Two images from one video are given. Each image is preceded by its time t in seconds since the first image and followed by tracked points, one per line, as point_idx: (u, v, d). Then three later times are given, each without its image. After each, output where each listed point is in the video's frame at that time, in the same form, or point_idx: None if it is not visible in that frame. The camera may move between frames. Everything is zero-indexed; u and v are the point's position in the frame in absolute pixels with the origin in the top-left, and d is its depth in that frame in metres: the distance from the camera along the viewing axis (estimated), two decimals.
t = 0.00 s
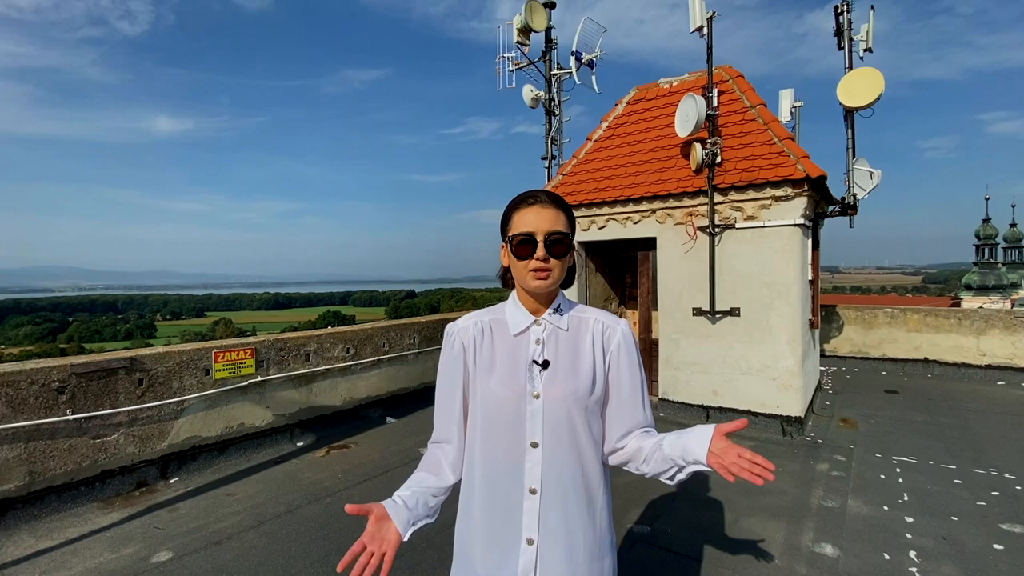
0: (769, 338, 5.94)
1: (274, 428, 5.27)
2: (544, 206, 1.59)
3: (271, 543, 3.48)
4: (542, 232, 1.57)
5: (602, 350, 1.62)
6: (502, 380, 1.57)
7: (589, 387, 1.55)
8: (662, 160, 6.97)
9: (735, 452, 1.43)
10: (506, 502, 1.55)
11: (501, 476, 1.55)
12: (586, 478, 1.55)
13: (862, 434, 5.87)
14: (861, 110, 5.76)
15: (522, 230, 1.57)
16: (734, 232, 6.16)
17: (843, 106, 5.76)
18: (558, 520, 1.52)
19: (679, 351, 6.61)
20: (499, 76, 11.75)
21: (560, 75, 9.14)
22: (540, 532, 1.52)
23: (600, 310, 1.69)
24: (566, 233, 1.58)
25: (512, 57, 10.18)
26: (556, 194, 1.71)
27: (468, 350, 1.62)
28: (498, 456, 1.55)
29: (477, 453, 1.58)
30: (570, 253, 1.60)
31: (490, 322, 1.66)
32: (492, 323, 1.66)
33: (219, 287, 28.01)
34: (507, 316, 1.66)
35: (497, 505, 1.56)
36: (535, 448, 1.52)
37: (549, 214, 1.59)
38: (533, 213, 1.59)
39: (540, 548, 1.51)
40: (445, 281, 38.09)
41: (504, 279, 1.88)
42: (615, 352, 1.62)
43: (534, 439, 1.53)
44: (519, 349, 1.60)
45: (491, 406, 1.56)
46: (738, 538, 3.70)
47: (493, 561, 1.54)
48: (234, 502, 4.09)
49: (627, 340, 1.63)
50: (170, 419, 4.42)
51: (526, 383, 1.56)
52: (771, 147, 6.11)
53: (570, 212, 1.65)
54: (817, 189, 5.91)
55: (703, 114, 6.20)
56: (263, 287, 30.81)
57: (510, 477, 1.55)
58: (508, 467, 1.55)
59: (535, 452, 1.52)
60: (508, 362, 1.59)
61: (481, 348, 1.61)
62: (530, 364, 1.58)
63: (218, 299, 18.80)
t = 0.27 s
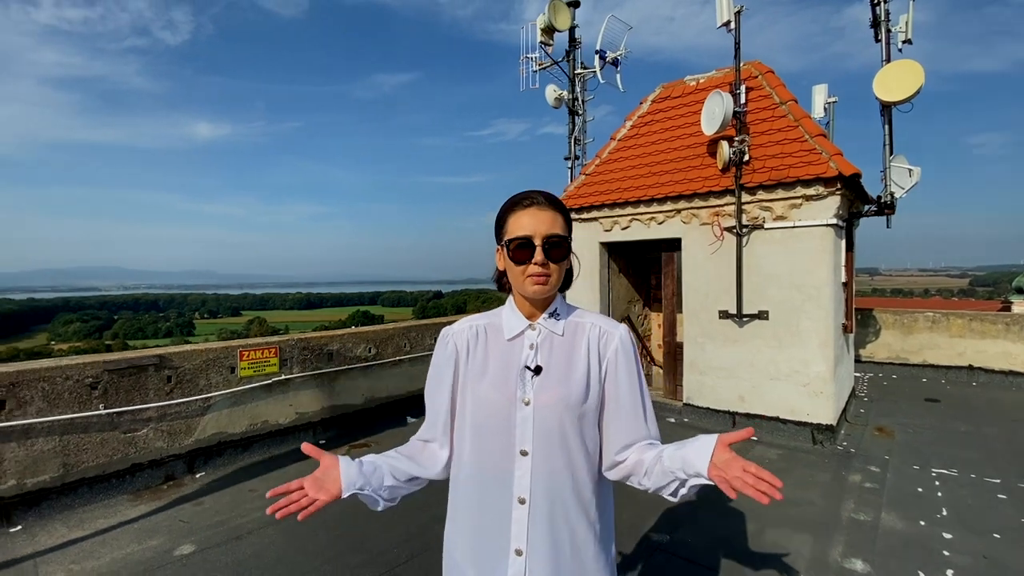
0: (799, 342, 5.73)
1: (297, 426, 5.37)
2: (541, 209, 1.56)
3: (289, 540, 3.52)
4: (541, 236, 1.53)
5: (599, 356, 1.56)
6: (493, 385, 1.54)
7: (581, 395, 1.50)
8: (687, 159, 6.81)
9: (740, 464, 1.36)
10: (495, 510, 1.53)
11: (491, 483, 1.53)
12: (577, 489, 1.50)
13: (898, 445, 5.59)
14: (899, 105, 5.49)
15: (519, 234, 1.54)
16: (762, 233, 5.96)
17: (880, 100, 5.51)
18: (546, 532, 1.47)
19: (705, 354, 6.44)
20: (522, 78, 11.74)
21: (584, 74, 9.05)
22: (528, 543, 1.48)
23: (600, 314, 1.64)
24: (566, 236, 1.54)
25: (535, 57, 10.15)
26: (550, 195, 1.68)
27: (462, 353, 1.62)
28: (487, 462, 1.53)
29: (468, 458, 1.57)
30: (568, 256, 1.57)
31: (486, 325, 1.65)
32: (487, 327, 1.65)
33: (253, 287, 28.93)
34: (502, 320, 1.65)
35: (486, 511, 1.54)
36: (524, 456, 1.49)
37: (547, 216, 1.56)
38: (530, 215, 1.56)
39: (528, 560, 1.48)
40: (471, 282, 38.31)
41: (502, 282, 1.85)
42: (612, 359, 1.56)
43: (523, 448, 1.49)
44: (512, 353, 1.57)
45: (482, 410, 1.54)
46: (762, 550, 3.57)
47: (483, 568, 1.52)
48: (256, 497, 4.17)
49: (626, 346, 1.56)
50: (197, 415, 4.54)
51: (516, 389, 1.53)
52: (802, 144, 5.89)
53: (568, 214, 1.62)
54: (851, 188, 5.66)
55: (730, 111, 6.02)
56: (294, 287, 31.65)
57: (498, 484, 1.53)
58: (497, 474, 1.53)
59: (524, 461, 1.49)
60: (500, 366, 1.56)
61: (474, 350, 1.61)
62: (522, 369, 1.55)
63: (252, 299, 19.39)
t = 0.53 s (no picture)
0: (832, 345, 5.49)
1: (319, 423, 5.45)
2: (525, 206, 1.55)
3: (307, 535, 3.57)
4: (524, 234, 1.53)
5: (588, 359, 1.56)
6: (480, 392, 1.53)
7: (570, 400, 1.50)
8: (714, 157, 6.63)
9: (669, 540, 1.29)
10: (483, 521, 1.51)
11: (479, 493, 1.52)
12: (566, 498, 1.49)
13: (939, 455, 5.29)
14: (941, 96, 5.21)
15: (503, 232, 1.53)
16: (792, 232, 5.73)
17: (920, 92, 5.23)
18: (536, 544, 1.46)
19: (731, 358, 6.25)
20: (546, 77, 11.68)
21: (608, 72, 8.93)
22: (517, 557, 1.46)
23: (589, 315, 1.64)
24: (551, 233, 1.54)
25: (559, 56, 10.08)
26: (533, 188, 1.66)
27: (446, 359, 1.61)
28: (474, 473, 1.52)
29: (454, 468, 1.56)
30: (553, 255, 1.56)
31: (471, 330, 1.64)
32: (472, 331, 1.62)
33: (286, 286, 29.76)
34: (487, 323, 1.63)
35: (474, 523, 1.52)
36: (512, 465, 1.49)
37: (531, 214, 1.55)
38: (513, 213, 1.55)
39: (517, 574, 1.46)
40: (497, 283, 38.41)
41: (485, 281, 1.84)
42: (602, 360, 1.56)
43: (512, 457, 1.49)
44: (498, 358, 1.56)
45: (467, 419, 1.53)
46: (786, 562, 3.43)
47: None
48: (277, 492, 4.25)
49: (615, 348, 1.57)
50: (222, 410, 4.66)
51: (504, 396, 1.52)
52: (835, 139, 5.66)
53: (552, 209, 1.61)
54: (889, 184, 5.40)
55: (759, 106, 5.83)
56: (325, 286, 32.38)
57: (486, 495, 1.51)
58: (485, 484, 1.51)
59: (513, 470, 1.48)
60: (487, 372, 1.56)
61: (458, 356, 1.60)
62: (509, 374, 1.54)
63: (284, 297, 19.91)
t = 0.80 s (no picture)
0: (866, 349, 5.27)
1: (342, 420, 5.53)
2: (502, 201, 1.55)
3: (327, 531, 3.62)
4: (504, 231, 1.53)
5: (570, 360, 1.56)
6: (457, 396, 1.51)
7: (552, 403, 1.49)
8: (741, 154, 6.45)
9: None
10: (460, 529, 1.50)
11: (456, 500, 1.50)
12: (547, 502, 1.48)
13: (982, 467, 5.02)
14: (984, 88, 4.95)
15: (481, 229, 1.53)
16: (824, 231, 5.53)
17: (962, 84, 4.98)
18: (514, 553, 1.46)
19: (759, 361, 6.07)
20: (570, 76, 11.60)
21: (632, 69, 8.81)
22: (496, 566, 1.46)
23: (571, 315, 1.63)
24: (531, 230, 1.54)
25: (583, 54, 9.99)
26: (514, 183, 1.66)
27: (422, 362, 1.58)
28: (451, 479, 1.50)
29: (431, 475, 1.54)
30: (534, 250, 1.56)
31: (449, 332, 1.63)
32: (450, 332, 1.63)
33: (316, 286, 30.41)
34: (467, 324, 1.64)
35: (450, 532, 1.51)
36: (490, 473, 1.49)
37: (510, 210, 1.54)
38: (492, 209, 1.54)
39: None
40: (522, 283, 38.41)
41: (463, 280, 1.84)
42: (584, 361, 1.56)
43: (489, 464, 1.49)
44: (478, 362, 1.56)
45: (443, 424, 1.51)
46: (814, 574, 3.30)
47: None
48: (299, 488, 4.32)
49: (598, 348, 1.57)
50: (247, 407, 4.77)
51: (482, 400, 1.51)
52: (870, 135, 5.43)
53: (533, 205, 1.61)
54: (928, 181, 5.15)
55: (789, 101, 5.64)
56: (353, 286, 32.91)
57: (463, 503, 1.50)
58: (463, 491, 1.50)
59: (491, 478, 1.48)
60: (465, 376, 1.54)
61: (436, 359, 1.58)
62: (487, 376, 1.53)
63: (314, 296, 20.33)
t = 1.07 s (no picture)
0: (898, 353, 5.08)
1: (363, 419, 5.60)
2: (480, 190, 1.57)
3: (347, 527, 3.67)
4: (483, 219, 1.55)
5: (562, 355, 1.63)
6: (447, 394, 1.49)
7: (548, 398, 1.53)
8: (767, 152, 6.30)
9: None
10: (451, 531, 1.48)
11: (446, 502, 1.47)
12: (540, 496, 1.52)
13: None
14: None
15: (459, 218, 1.56)
16: (853, 230, 5.35)
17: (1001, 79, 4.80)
18: (509, 550, 1.46)
19: (785, 364, 5.91)
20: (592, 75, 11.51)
21: (655, 67, 8.69)
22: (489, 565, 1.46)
23: (557, 311, 1.72)
24: (510, 218, 1.56)
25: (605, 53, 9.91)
26: (495, 169, 1.67)
27: (404, 358, 1.55)
28: (443, 479, 1.47)
29: (418, 477, 1.49)
30: (513, 239, 1.57)
31: (432, 327, 1.61)
32: (431, 326, 1.61)
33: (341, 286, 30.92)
34: (449, 319, 1.63)
35: (439, 535, 1.48)
36: (484, 473, 1.47)
37: (487, 198, 1.56)
38: (470, 198, 1.57)
39: None
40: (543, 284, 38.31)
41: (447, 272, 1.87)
42: (575, 355, 1.65)
43: (483, 464, 1.47)
44: (466, 358, 1.55)
45: (433, 424, 1.46)
46: None
47: None
48: (320, 485, 4.39)
49: (586, 343, 1.67)
50: (272, 404, 4.87)
51: (474, 398, 1.50)
52: (903, 130, 5.24)
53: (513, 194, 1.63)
54: (965, 178, 4.94)
55: (817, 96, 5.48)
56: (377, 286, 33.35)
57: (454, 502, 1.48)
58: (452, 492, 1.48)
59: (486, 478, 1.47)
60: (454, 373, 1.52)
61: (422, 356, 1.55)
62: (479, 373, 1.53)
63: (339, 296, 20.66)
